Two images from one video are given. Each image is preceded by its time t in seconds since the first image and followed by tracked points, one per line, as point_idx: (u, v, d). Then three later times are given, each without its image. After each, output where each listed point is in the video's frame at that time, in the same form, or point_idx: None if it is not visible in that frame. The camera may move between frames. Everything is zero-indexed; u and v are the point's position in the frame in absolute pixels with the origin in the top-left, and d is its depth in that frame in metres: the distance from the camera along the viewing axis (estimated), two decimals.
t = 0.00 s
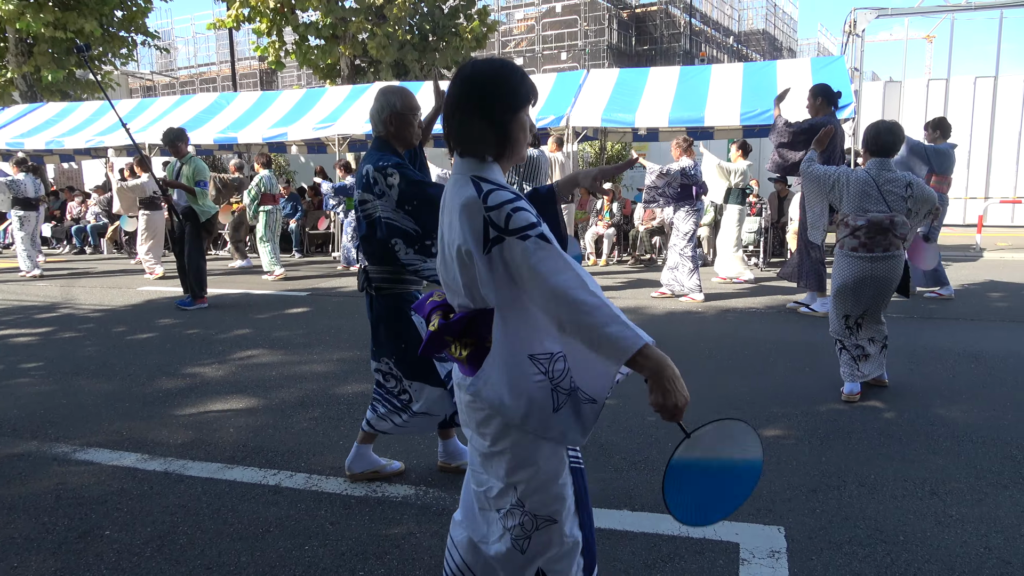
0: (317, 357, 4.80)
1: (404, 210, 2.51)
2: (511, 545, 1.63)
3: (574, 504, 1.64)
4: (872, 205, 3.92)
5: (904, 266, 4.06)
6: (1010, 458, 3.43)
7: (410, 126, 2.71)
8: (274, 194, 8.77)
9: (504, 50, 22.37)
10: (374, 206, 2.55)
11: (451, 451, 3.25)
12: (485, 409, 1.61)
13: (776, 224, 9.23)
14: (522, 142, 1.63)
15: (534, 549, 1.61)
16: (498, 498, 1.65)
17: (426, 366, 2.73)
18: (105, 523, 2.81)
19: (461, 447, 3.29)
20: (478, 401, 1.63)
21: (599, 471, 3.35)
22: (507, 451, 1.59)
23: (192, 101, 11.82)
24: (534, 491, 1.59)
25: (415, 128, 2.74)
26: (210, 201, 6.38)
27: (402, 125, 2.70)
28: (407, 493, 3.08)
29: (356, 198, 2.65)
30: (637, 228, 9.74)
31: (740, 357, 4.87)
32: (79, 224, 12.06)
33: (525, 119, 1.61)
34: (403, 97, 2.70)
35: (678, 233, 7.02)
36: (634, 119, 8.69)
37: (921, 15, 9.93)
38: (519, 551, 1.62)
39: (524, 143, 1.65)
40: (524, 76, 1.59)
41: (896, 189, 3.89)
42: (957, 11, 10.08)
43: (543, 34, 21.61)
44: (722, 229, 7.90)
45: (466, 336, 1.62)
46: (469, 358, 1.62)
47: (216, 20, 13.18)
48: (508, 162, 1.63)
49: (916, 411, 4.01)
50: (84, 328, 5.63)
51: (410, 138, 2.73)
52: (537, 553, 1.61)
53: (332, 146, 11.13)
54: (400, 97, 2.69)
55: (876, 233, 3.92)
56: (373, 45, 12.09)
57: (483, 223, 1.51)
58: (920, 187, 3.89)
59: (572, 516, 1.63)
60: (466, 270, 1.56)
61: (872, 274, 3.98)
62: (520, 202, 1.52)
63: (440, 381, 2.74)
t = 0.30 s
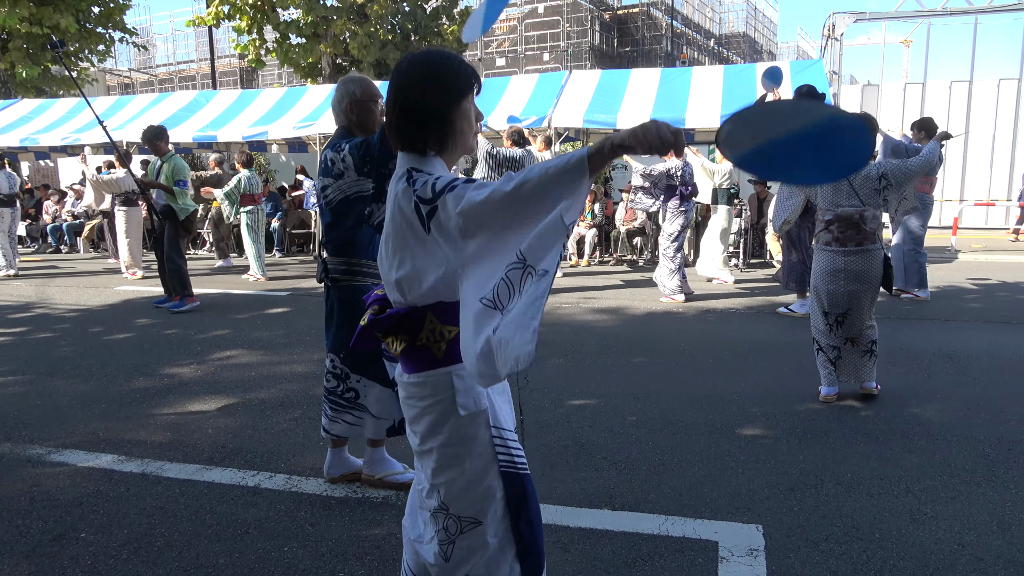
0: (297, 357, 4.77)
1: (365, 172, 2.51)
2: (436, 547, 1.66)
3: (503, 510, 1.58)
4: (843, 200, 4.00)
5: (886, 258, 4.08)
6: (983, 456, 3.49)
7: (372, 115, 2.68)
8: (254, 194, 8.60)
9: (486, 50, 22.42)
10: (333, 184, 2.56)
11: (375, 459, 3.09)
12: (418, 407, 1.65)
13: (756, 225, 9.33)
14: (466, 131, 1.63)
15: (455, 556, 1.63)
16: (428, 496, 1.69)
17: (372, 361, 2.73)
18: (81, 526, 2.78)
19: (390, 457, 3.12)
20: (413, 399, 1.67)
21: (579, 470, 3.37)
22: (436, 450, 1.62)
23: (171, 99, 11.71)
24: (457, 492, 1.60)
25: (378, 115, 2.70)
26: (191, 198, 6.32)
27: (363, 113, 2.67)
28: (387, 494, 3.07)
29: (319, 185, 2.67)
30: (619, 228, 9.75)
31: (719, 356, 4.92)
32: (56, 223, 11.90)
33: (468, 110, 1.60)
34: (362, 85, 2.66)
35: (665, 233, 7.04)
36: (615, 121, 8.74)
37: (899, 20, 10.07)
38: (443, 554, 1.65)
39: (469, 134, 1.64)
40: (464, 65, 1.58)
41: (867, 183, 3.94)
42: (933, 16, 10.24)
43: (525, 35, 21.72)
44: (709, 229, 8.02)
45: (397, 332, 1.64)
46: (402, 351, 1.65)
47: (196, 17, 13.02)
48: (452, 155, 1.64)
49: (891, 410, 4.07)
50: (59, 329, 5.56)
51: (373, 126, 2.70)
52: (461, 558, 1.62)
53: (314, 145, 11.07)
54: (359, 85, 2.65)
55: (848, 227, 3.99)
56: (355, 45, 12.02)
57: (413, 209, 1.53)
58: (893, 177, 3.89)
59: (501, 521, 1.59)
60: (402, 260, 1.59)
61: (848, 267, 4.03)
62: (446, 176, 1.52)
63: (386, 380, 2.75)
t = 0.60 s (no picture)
0: (277, 359, 4.74)
1: (327, 166, 2.53)
2: (398, 555, 1.67)
3: (467, 523, 1.61)
4: (827, 200, 4.06)
5: (875, 254, 4.10)
6: (958, 451, 3.55)
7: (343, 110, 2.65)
8: (236, 196, 8.52)
9: (467, 50, 22.43)
10: (299, 180, 2.60)
11: (330, 472, 3.01)
12: (390, 415, 1.65)
13: (736, 225, 9.42)
14: (435, 127, 1.63)
15: (415, 565, 1.64)
16: (394, 502, 1.69)
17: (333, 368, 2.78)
18: (57, 531, 2.75)
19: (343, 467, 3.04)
20: (384, 405, 1.67)
21: (562, 470, 3.38)
22: (405, 458, 1.62)
23: (149, 99, 11.60)
24: (422, 504, 1.61)
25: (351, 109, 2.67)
26: (173, 202, 6.21)
27: (334, 108, 2.65)
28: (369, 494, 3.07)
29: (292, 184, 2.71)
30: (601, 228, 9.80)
31: (698, 355, 4.96)
32: (31, 224, 11.72)
33: (434, 105, 1.60)
34: (334, 80, 2.64)
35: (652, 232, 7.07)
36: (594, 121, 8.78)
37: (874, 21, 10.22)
38: (403, 563, 1.66)
39: (437, 131, 1.65)
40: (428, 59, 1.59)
41: (847, 184, 3.99)
42: (909, 18, 10.38)
43: (506, 35, 21.75)
44: (693, 230, 8.10)
45: (369, 337, 1.64)
46: (374, 356, 1.65)
47: (173, 17, 12.88)
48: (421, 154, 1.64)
49: (869, 407, 4.12)
50: (34, 332, 5.48)
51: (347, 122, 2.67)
52: (420, 570, 1.63)
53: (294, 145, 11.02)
54: (330, 81, 2.63)
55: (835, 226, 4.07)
56: (335, 45, 11.97)
57: (381, 208, 1.53)
58: (874, 176, 3.89)
59: (463, 535, 1.61)
60: (373, 263, 1.59)
61: (838, 265, 4.11)
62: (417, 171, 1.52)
63: (340, 391, 2.78)
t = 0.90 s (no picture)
0: (256, 360, 4.71)
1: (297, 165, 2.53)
2: (385, 564, 1.67)
3: (452, 534, 1.61)
4: (811, 204, 4.14)
5: (861, 260, 4.09)
6: (934, 450, 3.61)
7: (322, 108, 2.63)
8: (219, 195, 8.43)
9: (449, 50, 22.38)
10: (270, 179, 2.59)
11: (309, 475, 2.97)
12: (378, 421, 1.64)
13: (716, 226, 9.49)
14: (427, 126, 1.62)
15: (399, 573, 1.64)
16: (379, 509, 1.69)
17: (310, 374, 2.80)
18: (32, 534, 2.71)
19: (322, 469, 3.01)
20: (372, 411, 1.66)
21: (543, 470, 3.39)
22: (392, 466, 1.62)
23: (127, 96, 11.46)
24: (408, 512, 1.61)
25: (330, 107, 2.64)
26: (159, 201, 6.16)
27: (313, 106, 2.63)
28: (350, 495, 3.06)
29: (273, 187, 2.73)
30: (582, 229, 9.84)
31: (679, 356, 5.00)
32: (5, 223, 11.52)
33: (427, 103, 1.59)
34: (312, 78, 2.63)
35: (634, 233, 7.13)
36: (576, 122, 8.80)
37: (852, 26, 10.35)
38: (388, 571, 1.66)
39: (428, 130, 1.63)
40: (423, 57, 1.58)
41: (830, 187, 4.06)
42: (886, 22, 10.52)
43: (489, 36, 21.76)
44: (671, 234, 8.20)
45: (356, 340, 1.63)
46: (361, 359, 1.64)
47: (151, 14, 12.73)
48: (410, 151, 1.63)
49: (846, 407, 4.17)
50: (8, 333, 5.39)
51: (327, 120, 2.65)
52: None
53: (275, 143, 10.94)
54: (309, 79, 2.62)
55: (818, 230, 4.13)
56: (317, 43, 11.90)
57: (366, 207, 1.51)
58: (857, 178, 3.96)
59: (449, 546, 1.60)
60: (358, 263, 1.58)
61: (823, 268, 4.14)
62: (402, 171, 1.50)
63: (317, 398, 2.79)
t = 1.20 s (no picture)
0: (237, 362, 4.67)
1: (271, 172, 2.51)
2: None
3: (435, 553, 1.58)
4: (792, 202, 4.19)
5: (839, 260, 4.12)
6: (912, 447, 3.66)
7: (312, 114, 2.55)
8: (199, 196, 8.44)
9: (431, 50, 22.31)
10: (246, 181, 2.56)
11: (292, 477, 2.98)
12: (363, 431, 1.65)
13: (699, 227, 9.53)
14: (426, 134, 1.58)
15: None
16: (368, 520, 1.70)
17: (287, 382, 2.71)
18: (7, 541, 2.67)
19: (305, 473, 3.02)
20: (360, 422, 1.66)
21: (526, 470, 3.40)
22: (375, 478, 1.62)
23: (105, 97, 11.33)
24: (391, 528, 1.60)
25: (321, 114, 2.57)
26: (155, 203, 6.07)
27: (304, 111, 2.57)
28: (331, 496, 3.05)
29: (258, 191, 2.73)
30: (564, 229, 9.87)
31: (661, 355, 5.02)
32: None
33: (429, 114, 1.55)
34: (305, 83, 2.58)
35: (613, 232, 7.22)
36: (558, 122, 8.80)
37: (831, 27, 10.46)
38: None
39: (426, 139, 1.59)
40: (436, 68, 1.53)
41: (812, 187, 4.11)
42: (865, 24, 10.64)
43: (471, 36, 21.71)
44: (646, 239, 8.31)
45: (342, 349, 1.64)
46: (347, 368, 1.65)
47: (129, 13, 12.57)
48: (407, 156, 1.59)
49: (826, 404, 4.22)
50: None
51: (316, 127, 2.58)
52: None
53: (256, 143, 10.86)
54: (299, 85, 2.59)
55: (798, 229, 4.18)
56: (297, 42, 11.82)
57: (352, 213, 1.50)
58: (839, 178, 4.02)
59: (432, 565, 1.58)
60: (341, 267, 1.57)
61: (802, 267, 4.19)
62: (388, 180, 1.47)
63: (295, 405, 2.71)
